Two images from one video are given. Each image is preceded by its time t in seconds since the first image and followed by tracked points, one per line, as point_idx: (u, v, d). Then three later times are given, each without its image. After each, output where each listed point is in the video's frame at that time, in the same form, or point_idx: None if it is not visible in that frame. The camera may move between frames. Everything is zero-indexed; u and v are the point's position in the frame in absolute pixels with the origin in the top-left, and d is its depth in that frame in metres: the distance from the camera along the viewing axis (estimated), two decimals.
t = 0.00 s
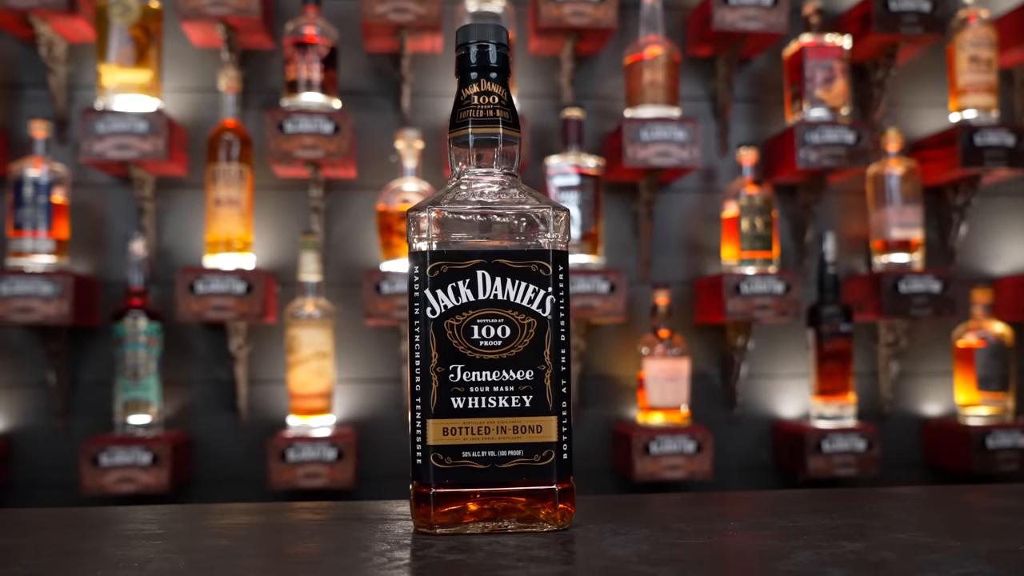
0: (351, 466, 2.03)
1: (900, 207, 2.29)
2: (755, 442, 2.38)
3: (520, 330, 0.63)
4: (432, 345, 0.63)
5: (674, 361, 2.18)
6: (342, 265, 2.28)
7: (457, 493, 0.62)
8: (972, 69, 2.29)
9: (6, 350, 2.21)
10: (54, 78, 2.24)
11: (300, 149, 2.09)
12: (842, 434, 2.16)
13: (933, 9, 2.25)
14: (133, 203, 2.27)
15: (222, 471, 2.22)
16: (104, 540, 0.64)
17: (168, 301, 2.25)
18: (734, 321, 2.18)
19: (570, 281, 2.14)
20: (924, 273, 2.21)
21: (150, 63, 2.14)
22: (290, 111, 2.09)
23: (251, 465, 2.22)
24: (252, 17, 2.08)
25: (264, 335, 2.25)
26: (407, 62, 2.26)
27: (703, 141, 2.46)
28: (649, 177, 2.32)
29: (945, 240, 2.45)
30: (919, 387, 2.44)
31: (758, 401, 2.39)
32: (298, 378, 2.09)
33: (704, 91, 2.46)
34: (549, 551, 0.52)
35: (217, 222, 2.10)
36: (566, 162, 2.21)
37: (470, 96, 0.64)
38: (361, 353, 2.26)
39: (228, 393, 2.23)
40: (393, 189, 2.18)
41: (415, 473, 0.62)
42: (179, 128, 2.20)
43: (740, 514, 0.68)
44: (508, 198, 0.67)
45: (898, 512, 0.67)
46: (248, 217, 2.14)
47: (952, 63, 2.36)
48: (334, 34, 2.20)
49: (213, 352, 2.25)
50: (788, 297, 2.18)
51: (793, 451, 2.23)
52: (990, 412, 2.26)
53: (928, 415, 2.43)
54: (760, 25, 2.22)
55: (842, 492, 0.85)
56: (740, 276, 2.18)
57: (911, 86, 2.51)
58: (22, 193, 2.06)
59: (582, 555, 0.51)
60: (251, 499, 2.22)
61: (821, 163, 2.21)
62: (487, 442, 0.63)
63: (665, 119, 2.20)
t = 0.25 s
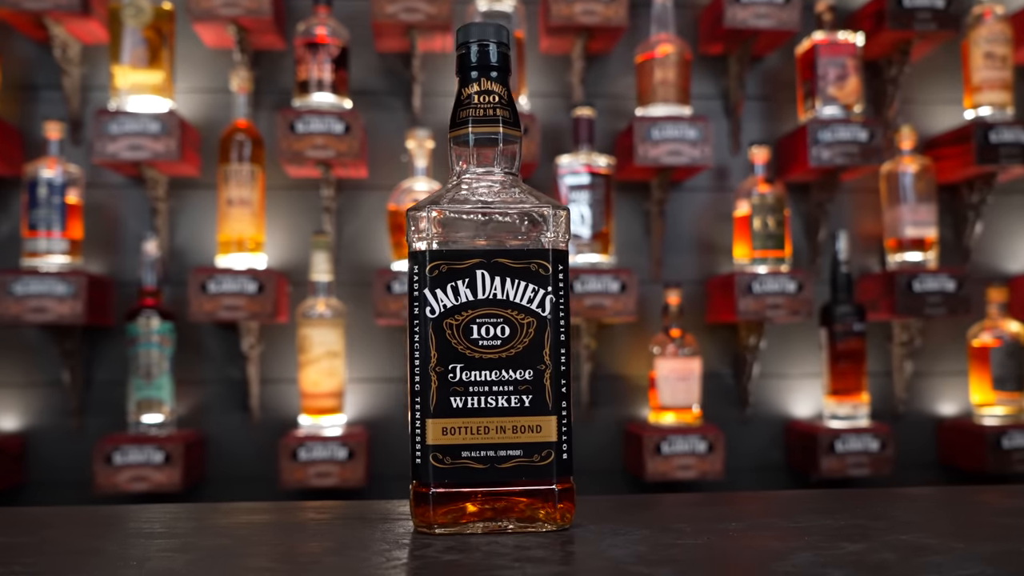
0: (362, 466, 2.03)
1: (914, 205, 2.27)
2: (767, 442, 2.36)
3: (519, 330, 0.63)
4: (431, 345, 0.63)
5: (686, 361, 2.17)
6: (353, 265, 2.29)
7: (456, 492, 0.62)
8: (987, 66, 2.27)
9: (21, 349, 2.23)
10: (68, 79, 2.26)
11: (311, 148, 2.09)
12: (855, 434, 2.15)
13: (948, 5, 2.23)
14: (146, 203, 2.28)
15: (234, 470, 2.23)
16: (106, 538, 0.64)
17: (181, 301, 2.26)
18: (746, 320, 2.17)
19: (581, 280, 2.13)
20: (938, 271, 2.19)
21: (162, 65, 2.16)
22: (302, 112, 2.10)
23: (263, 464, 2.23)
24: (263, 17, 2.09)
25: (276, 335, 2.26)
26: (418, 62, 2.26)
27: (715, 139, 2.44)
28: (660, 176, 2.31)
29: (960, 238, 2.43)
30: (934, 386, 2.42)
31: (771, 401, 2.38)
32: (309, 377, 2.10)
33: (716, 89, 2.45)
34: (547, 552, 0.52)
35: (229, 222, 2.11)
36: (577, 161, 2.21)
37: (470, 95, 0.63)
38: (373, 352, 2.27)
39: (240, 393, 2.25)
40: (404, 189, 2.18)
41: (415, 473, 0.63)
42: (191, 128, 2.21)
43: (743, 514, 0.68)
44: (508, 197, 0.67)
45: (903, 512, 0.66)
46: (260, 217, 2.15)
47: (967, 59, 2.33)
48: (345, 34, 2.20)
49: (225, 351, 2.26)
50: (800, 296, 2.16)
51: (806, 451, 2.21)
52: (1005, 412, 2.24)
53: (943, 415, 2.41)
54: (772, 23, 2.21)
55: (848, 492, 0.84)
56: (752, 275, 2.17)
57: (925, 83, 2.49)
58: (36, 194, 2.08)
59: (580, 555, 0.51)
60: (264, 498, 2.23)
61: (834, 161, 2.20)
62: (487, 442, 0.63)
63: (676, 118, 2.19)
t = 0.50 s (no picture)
0: (374, 465, 2.04)
1: (928, 204, 2.25)
2: (780, 443, 2.35)
3: (518, 330, 0.63)
4: (430, 344, 0.63)
5: (698, 361, 2.16)
6: (365, 265, 2.29)
7: (455, 492, 0.62)
8: (1003, 63, 2.24)
9: (36, 349, 2.25)
10: (83, 81, 2.27)
11: (322, 149, 2.10)
12: (869, 434, 2.13)
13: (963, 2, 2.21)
14: (160, 203, 2.30)
15: (247, 469, 2.24)
16: (107, 536, 0.64)
17: (194, 300, 2.27)
18: (758, 320, 2.16)
19: (592, 280, 2.13)
20: (953, 271, 2.17)
21: (175, 66, 2.17)
22: (313, 112, 2.10)
23: (276, 463, 2.24)
24: (275, 18, 2.10)
25: (288, 334, 2.27)
26: (429, 62, 2.26)
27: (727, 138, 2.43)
28: (672, 175, 2.30)
29: (976, 237, 2.41)
30: (949, 386, 2.40)
31: (784, 401, 2.37)
32: (320, 377, 2.11)
33: (728, 88, 2.44)
34: (544, 552, 0.52)
35: (242, 222, 2.12)
36: (589, 160, 2.21)
37: (470, 95, 0.63)
38: (385, 352, 2.27)
39: (253, 392, 2.26)
40: (415, 189, 2.18)
41: (415, 472, 0.63)
42: (204, 129, 2.22)
43: (746, 515, 0.68)
44: (508, 196, 0.67)
45: (906, 513, 0.66)
46: (272, 217, 2.16)
47: (983, 56, 2.31)
48: (356, 34, 2.21)
49: (238, 351, 2.27)
50: (813, 295, 2.15)
51: (819, 451, 2.20)
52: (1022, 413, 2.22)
53: (958, 415, 2.39)
54: (785, 21, 2.19)
55: (855, 493, 0.83)
56: (764, 274, 2.16)
57: (940, 80, 2.47)
58: (51, 195, 2.09)
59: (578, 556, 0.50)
60: (276, 497, 2.24)
61: (847, 160, 2.18)
62: (486, 442, 0.63)
63: (688, 117, 2.18)
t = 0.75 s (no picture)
0: (385, 464, 2.04)
1: (943, 203, 2.23)
2: (794, 443, 2.34)
3: (517, 330, 0.63)
4: (429, 345, 0.63)
5: (709, 361, 2.15)
6: (377, 265, 2.30)
7: (454, 493, 0.62)
8: (1019, 60, 2.22)
9: (52, 348, 2.27)
10: (98, 83, 2.29)
11: (334, 149, 2.10)
12: (883, 435, 2.11)
13: None
14: (173, 203, 2.31)
15: (260, 468, 2.25)
16: (111, 534, 0.65)
17: (207, 300, 2.29)
18: (771, 320, 2.15)
19: (603, 280, 2.12)
20: (968, 270, 2.15)
21: (188, 67, 2.18)
22: (324, 112, 2.11)
23: (288, 462, 2.25)
24: (286, 19, 2.10)
25: (300, 334, 2.28)
26: (441, 62, 2.26)
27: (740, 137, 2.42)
28: (684, 174, 2.29)
29: (992, 236, 2.39)
30: (965, 387, 2.38)
31: (797, 402, 2.35)
32: (332, 376, 2.11)
33: (741, 87, 2.43)
34: (541, 553, 0.52)
35: (254, 222, 2.13)
36: (600, 160, 2.21)
37: (470, 94, 0.63)
38: (396, 352, 2.27)
39: (266, 391, 2.27)
40: (427, 189, 2.19)
41: (414, 473, 0.63)
42: (216, 129, 2.23)
43: (749, 516, 0.67)
44: (508, 196, 0.67)
45: (912, 514, 0.65)
46: (284, 217, 2.17)
47: (1000, 54, 2.29)
48: (367, 35, 2.21)
49: (250, 350, 2.28)
50: (826, 295, 2.13)
51: (832, 452, 2.18)
52: None
53: (974, 416, 2.37)
54: (797, 19, 2.18)
55: (862, 494, 0.83)
56: (777, 274, 2.14)
57: (956, 78, 2.44)
58: (66, 195, 2.11)
59: (573, 557, 0.50)
60: (289, 496, 2.25)
61: (860, 159, 2.17)
62: (485, 442, 0.63)
63: (700, 116, 2.17)
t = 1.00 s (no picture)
0: (396, 464, 2.04)
1: (959, 202, 2.20)
2: (807, 443, 2.32)
3: (515, 331, 0.63)
4: (427, 345, 0.63)
5: (721, 361, 2.14)
6: (388, 265, 2.30)
7: (451, 493, 0.62)
8: None
9: (67, 348, 2.29)
10: (112, 84, 2.31)
11: (345, 149, 2.11)
12: (897, 436, 2.09)
13: None
14: (186, 204, 2.33)
15: (272, 467, 2.26)
16: (116, 533, 0.65)
17: (220, 300, 2.30)
18: (783, 320, 2.13)
19: (614, 280, 2.12)
20: (984, 270, 2.13)
21: (201, 68, 2.19)
22: (336, 113, 2.11)
23: (300, 461, 2.26)
24: (298, 20, 2.11)
25: (312, 333, 2.29)
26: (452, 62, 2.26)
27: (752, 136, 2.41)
28: (696, 174, 2.28)
29: (1009, 235, 2.37)
30: (981, 388, 2.35)
31: (810, 402, 2.34)
32: (344, 376, 2.12)
33: (754, 86, 2.42)
34: (538, 553, 0.52)
35: (266, 223, 2.14)
36: (612, 159, 2.21)
37: (470, 95, 0.63)
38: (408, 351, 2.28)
39: (278, 391, 2.28)
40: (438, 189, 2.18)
41: (412, 473, 0.63)
42: (229, 130, 2.24)
43: (751, 517, 0.67)
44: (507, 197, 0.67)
45: (916, 517, 0.64)
46: (296, 218, 2.17)
47: (1016, 51, 2.26)
48: (379, 35, 2.22)
49: (263, 350, 2.29)
50: (840, 295, 2.11)
51: (846, 453, 2.16)
52: None
53: (991, 418, 2.34)
54: (811, 18, 2.16)
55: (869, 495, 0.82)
56: (789, 274, 2.13)
57: (972, 76, 2.42)
58: (80, 196, 2.13)
59: (568, 559, 0.50)
60: (301, 495, 2.26)
61: (874, 158, 2.15)
62: (482, 443, 0.63)
63: (712, 115, 2.16)
